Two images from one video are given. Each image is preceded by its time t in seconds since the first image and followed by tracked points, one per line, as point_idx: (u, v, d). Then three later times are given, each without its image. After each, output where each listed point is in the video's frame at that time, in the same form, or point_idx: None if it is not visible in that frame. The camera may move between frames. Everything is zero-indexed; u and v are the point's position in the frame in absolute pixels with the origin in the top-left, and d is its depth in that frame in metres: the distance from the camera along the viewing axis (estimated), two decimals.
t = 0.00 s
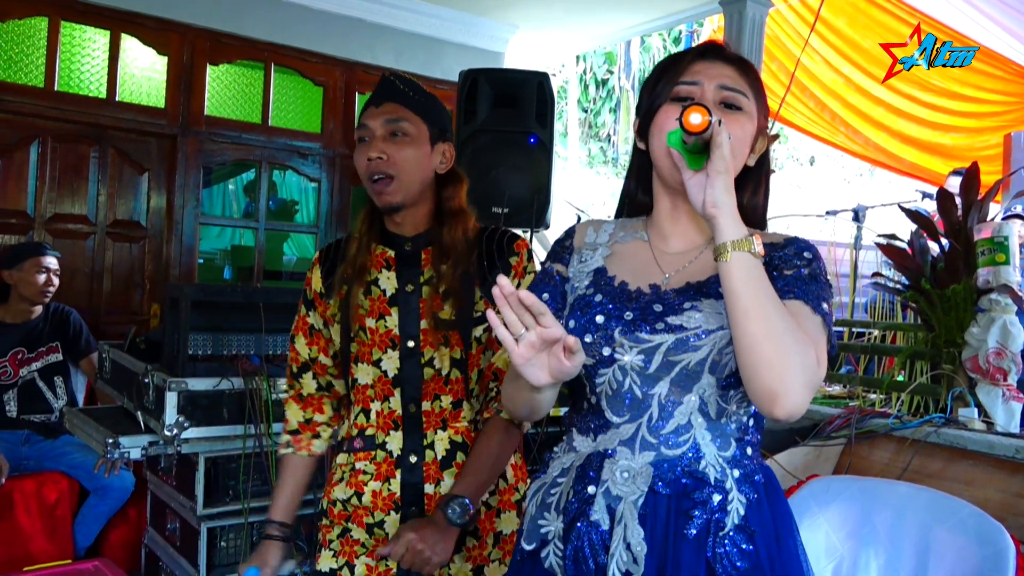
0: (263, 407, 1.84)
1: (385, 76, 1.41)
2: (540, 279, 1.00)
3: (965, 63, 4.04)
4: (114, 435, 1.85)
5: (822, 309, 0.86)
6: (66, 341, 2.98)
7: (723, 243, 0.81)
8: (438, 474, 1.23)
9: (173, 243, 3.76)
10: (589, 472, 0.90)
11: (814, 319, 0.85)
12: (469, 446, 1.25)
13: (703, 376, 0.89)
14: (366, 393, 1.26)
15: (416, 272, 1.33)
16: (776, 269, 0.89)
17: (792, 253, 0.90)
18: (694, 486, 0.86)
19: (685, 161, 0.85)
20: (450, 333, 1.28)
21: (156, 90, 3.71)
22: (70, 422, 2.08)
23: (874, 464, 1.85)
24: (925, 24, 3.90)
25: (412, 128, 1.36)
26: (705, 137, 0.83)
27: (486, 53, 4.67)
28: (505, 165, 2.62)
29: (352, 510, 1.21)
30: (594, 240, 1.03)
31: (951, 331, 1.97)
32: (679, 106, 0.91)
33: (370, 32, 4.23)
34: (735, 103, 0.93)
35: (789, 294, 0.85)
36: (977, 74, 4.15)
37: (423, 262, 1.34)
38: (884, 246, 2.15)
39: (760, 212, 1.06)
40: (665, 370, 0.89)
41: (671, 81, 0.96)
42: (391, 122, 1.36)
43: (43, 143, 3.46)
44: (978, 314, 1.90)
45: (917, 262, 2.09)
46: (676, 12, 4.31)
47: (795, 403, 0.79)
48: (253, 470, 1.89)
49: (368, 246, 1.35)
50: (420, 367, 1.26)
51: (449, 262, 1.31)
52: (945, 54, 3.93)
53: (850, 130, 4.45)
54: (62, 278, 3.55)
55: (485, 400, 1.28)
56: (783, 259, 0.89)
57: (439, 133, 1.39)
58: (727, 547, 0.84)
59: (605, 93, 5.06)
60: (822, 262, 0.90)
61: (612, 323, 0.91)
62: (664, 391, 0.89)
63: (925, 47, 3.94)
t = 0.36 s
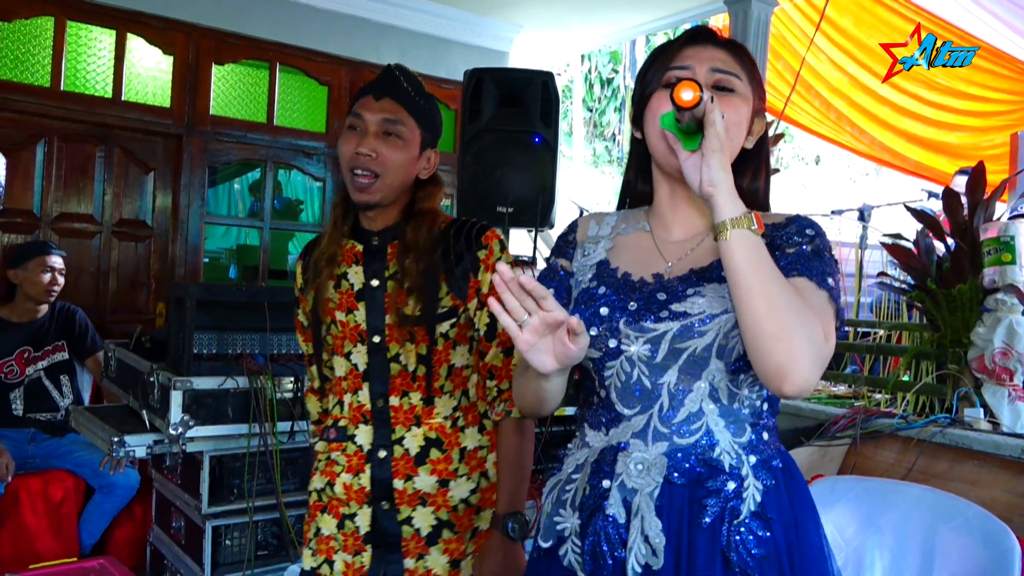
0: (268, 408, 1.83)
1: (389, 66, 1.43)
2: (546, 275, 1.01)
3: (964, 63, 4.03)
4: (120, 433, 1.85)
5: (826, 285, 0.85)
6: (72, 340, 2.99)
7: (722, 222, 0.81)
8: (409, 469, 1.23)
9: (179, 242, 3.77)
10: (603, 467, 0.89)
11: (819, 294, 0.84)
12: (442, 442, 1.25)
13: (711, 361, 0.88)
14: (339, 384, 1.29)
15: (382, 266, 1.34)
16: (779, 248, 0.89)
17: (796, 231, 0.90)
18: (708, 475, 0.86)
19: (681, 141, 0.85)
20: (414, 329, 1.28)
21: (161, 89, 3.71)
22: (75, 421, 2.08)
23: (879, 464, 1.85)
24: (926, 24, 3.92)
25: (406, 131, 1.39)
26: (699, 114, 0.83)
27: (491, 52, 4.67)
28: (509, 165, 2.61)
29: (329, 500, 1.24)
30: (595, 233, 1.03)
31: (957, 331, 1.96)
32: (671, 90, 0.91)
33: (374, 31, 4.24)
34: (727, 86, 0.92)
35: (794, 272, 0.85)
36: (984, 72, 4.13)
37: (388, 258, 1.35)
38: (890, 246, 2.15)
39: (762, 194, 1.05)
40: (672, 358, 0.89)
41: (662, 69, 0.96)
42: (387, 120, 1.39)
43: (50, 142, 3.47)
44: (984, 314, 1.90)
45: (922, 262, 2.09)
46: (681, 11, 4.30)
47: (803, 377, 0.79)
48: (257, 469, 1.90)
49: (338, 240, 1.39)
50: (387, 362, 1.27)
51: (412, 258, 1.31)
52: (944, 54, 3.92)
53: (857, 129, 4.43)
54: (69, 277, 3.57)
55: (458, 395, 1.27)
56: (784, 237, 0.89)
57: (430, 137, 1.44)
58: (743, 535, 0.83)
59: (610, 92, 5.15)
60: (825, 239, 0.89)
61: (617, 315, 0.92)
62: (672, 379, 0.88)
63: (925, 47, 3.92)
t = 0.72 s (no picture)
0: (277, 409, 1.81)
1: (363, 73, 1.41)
2: (573, 288, 1.02)
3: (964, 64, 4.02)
4: (127, 431, 1.87)
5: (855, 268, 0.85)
6: (78, 339, 3.01)
7: (739, 214, 0.81)
8: (375, 470, 1.25)
9: (185, 241, 3.78)
10: (642, 471, 0.90)
11: (847, 280, 0.84)
12: (411, 442, 1.26)
13: (743, 356, 0.88)
14: (315, 383, 1.29)
15: (369, 269, 1.35)
16: (805, 238, 0.89)
17: (818, 220, 0.90)
18: (748, 473, 0.86)
19: (689, 138, 0.86)
20: (396, 333, 1.30)
21: (167, 89, 3.73)
22: (82, 418, 2.09)
23: (885, 465, 1.85)
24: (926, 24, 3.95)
25: (389, 141, 1.37)
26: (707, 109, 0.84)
27: (496, 52, 4.67)
28: (514, 165, 2.61)
29: (295, 499, 1.26)
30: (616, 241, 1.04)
31: (963, 332, 1.96)
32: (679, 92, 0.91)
33: (380, 30, 4.24)
34: (732, 82, 0.92)
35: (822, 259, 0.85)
36: (990, 72, 4.11)
37: (376, 262, 1.36)
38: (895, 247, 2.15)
39: (780, 188, 1.06)
40: (704, 356, 0.88)
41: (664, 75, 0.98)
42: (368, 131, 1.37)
43: (57, 142, 3.49)
44: (990, 314, 1.90)
45: (928, 263, 2.08)
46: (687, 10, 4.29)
47: (835, 361, 0.78)
48: (263, 466, 1.91)
49: (324, 240, 1.38)
50: (367, 365, 1.28)
51: (401, 264, 1.33)
52: (944, 54, 3.94)
53: (862, 130, 4.41)
54: (76, 276, 3.58)
55: (431, 398, 1.30)
56: (809, 227, 0.89)
57: (414, 141, 1.42)
58: (785, 534, 0.84)
59: (615, 92, 5.11)
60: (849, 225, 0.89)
61: (644, 317, 0.92)
62: (706, 377, 0.88)
63: (925, 47, 3.96)
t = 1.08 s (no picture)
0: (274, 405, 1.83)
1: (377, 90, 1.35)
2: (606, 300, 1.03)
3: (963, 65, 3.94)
4: (127, 427, 1.87)
5: (894, 276, 0.85)
6: (78, 335, 3.02)
7: (771, 222, 0.81)
8: (384, 479, 1.24)
9: (186, 238, 3.79)
10: (680, 485, 0.90)
11: (885, 286, 0.84)
12: (420, 453, 1.26)
13: (780, 367, 0.88)
14: (319, 389, 1.25)
15: (385, 279, 1.33)
16: (839, 243, 0.89)
17: (852, 224, 0.90)
18: (789, 485, 0.86)
19: (719, 147, 0.85)
20: (411, 345, 1.28)
21: (169, 86, 3.73)
22: (82, 414, 2.09)
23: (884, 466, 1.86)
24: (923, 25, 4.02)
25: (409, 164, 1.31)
26: (735, 117, 0.83)
27: (498, 51, 4.68)
28: (515, 164, 2.61)
29: (293, 506, 1.22)
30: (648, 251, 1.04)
31: (962, 334, 1.97)
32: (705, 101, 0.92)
33: (383, 29, 4.25)
34: (760, 89, 0.92)
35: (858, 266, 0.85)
36: (992, 75, 3.99)
37: (393, 272, 1.33)
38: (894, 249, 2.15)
39: (813, 193, 1.06)
40: (739, 367, 0.89)
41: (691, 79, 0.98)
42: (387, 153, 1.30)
43: (58, 138, 3.49)
44: (989, 317, 1.90)
45: (928, 265, 2.08)
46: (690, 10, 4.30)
47: (874, 369, 0.78)
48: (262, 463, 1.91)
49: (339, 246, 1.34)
50: (379, 374, 1.26)
51: (419, 279, 1.31)
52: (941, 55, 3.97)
53: (864, 131, 4.41)
54: (77, 273, 3.58)
55: (437, 410, 1.31)
56: (844, 232, 0.90)
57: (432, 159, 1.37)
58: (828, 548, 0.83)
59: (616, 92, 4.98)
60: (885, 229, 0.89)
61: (677, 329, 0.93)
62: (743, 389, 0.89)
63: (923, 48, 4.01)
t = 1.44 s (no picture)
0: (275, 408, 1.84)
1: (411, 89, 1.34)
2: (642, 312, 1.04)
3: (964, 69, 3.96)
4: (128, 431, 1.86)
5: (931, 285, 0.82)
6: (80, 338, 3.01)
7: (795, 232, 0.80)
8: (444, 479, 1.24)
9: (188, 242, 3.80)
10: (710, 500, 0.91)
11: (919, 295, 0.81)
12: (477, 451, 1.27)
13: (811, 381, 0.86)
14: (370, 392, 1.24)
15: (432, 279, 1.30)
16: (875, 251, 0.88)
17: (888, 233, 0.88)
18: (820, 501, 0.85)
19: (742, 157, 0.85)
20: (461, 343, 1.28)
21: (171, 91, 3.74)
22: (83, 419, 2.09)
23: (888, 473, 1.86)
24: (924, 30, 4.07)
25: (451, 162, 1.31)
26: (752, 128, 0.83)
27: (501, 56, 4.69)
28: (517, 169, 2.62)
29: (351, 507, 1.22)
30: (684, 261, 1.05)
31: (963, 341, 1.95)
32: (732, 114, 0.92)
33: (384, 34, 4.26)
34: (789, 97, 0.91)
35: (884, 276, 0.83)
36: (994, 80, 3.92)
37: (440, 271, 1.32)
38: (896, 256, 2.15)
39: (851, 200, 1.03)
40: (769, 381, 0.88)
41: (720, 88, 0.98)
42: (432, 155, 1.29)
43: (61, 142, 3.49)
44: (991, 323, 1.90)
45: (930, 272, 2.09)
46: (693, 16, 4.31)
47: (903, 381, 0.76)
48: (263, 468, 1.91)
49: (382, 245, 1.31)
50: (431, 375, 1.26)
51: (467, 274, 1.30)
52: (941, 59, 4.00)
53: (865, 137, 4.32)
54: (79, 277, 3.59)
55: (487, 407, 1.31)
56: (881, 241, 0.88)
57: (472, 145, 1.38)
58: (860, 567, 0.83)
59: (617, 97, 5.03)
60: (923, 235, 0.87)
61: (707, 343, 0.92)
62: (773, 403, 0.87)
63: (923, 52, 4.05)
